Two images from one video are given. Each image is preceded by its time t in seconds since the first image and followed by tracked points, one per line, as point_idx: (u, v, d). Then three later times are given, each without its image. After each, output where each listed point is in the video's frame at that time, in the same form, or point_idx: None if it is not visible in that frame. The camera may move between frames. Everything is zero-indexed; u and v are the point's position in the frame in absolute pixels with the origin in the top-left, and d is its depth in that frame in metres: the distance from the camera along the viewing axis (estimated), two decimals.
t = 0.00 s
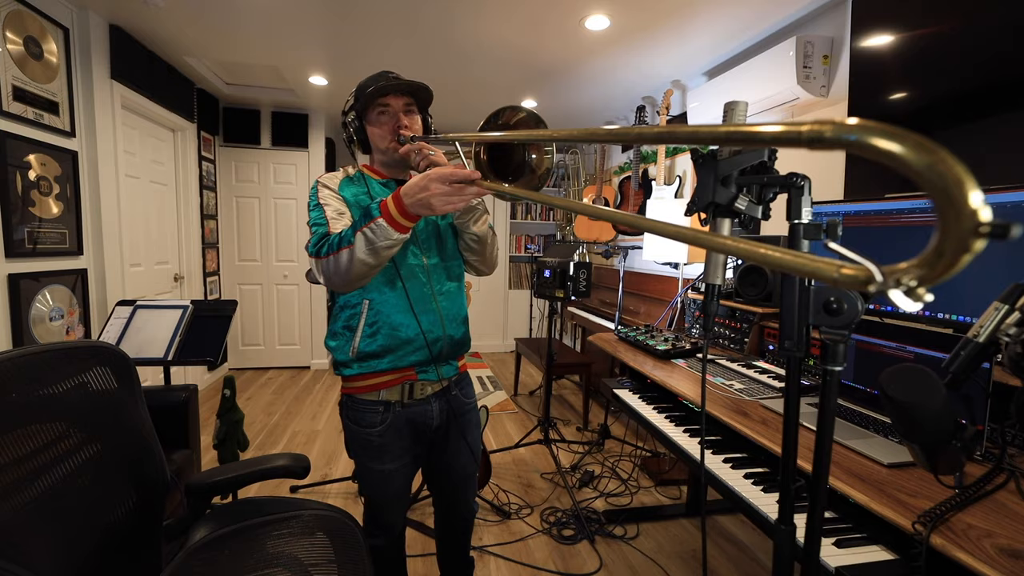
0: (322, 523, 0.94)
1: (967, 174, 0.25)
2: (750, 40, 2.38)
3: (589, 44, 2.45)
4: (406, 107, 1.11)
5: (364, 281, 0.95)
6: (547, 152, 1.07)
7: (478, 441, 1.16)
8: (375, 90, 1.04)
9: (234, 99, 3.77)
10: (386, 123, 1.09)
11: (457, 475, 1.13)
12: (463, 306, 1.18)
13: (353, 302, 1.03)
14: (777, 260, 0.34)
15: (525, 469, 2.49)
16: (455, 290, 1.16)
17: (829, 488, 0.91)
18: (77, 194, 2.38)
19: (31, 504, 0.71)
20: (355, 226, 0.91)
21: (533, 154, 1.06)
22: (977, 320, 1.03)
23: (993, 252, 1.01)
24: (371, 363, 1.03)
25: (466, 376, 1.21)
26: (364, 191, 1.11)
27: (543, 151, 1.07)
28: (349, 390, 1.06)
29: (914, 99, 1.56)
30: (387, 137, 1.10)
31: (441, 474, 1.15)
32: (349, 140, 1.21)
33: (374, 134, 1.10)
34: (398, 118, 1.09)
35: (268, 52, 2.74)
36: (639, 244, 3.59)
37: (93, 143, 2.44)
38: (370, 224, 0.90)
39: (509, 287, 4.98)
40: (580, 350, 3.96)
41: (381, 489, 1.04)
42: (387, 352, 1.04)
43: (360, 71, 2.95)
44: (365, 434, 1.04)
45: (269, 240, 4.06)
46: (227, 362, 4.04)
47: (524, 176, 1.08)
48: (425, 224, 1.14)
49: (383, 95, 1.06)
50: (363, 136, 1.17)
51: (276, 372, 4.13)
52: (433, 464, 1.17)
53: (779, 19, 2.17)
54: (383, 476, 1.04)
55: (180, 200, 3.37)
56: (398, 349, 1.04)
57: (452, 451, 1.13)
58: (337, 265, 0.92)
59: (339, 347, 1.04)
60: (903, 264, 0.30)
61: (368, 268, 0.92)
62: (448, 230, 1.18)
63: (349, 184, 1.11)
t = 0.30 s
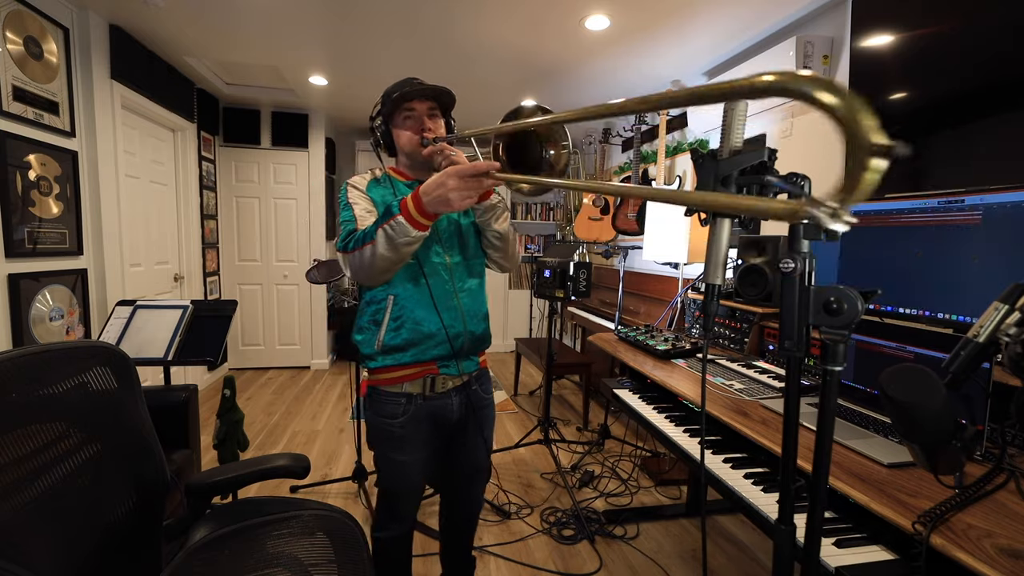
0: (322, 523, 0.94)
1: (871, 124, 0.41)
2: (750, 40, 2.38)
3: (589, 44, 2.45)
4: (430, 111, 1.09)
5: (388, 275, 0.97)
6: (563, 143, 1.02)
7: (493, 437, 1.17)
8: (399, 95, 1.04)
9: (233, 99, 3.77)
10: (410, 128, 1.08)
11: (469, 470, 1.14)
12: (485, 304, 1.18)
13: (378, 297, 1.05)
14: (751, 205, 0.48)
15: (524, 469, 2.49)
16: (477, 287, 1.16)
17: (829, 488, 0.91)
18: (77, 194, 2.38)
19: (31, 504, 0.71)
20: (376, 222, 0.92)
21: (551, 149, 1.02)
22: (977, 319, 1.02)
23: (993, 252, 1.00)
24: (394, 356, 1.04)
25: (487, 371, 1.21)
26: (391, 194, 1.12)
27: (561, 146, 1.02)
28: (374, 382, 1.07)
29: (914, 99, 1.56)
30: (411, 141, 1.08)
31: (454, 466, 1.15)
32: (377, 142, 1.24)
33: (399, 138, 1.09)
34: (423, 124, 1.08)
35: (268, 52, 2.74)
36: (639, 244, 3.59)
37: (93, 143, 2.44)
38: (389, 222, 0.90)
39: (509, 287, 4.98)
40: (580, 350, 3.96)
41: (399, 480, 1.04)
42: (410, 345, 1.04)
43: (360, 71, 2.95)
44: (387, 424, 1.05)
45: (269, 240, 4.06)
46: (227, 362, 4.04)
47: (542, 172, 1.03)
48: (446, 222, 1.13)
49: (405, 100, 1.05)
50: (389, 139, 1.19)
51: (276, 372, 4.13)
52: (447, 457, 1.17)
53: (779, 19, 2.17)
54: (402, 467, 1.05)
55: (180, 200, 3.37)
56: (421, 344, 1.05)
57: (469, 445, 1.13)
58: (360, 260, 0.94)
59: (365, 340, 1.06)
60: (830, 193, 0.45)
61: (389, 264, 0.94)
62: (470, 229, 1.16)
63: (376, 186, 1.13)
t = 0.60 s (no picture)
0: (321, 523, 0.94)
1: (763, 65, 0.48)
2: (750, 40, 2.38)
3: (589, 44, 2.45)
4: (451, 115, 1.11)
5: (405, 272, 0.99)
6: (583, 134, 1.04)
7: (503, 436, 1.17)
8: (421, 99, 1.06)
9: (233, 99, 3.77)
10: (432, 130, 1.10)
11: (479, 467, 1.14)
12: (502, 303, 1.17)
13: (397, 295, 1.07)
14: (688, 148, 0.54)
15: (524, 469, 2.49)
16: (494, 287, 1.15)
17: (829, 488, 0.91)
18: (77, 194, 2.38)
19: (31, 505, 0.71)
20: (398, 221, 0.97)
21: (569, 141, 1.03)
22: (977, 319, 1.02)
23: (994, 252, 1.00)
24: (410, 352, 1.06)
25: (503, 370, 1.20)
26: (412, 198, 1.12)
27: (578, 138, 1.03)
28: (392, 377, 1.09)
29: (914, 99, 1.56)
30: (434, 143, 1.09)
31: (463, 463, 1.15)
32: (399, 148, 1.24)
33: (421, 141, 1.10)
34: (444, 126, 1.10)
35: (268, 52, 2.74)
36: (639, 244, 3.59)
37: (93, 143, 2.44)
38: (410, 219, 0.95)
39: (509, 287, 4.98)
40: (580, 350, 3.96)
41: (412, 474, 1.04)
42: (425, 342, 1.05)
43: (360, 71, 2.95)
44: (402, 418, 1.05)
45: (269, 240, 4.06)
46: (227, 362, 4.04)
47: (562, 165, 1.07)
48: (465, 221, 1.14)
49: (427, 104, 1.07)
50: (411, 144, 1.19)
51: (276, 372, 4.13)
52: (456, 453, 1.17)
53: (779, 19, 2.17)
54: (415, 461, 1.04)
55: (180, 200, 3.37)
56: (437, 341, 1.05)
57: (479, 442, 1.14)
58: (381, 256, 0.98)
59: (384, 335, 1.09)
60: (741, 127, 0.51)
61: (406, 259, 0.97)
62: (488, 230, 1.17)
63: (398, 189, 1.14)
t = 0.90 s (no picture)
0: (321, 524, 0.94)
1: None
2: (750, 40, 2.38)
3: (589, 44, 2.45)
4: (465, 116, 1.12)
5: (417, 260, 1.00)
6: (586, 114, 1.10)
7: (509, 435, 1.17)
8: (435, 99, 1.08)
9: (233, 99, 3.77)
10: (446, 130, 1.11)
11: (485, 465, 1.14)
12: (512, 303, 1.17)
13: (408, 290, 1.08)
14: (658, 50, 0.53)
15: (524, 469, 2.49)
16: (504, 286, 1.15)
17: (829, 488, 0.91)
18: (77, 194, 2.38)
19: (31, 505, 0.71)
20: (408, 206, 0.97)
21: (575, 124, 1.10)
22: (977, 319, 1.02)
23: (994, 251, 1.00)
24: (417, 348, 1.06)
25: (513, 370, 1.20)
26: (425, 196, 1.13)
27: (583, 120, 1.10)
28: (402, 373, 1.09)
29: (914, 99, 1.56)
30: (446, 142, 1.10)
31: (468, 461, 1.15)
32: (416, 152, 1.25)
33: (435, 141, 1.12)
34: (458, 126, 1.11)
35: (268, 52, 2.74)
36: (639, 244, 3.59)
37: (94, 143, 2.44)
38: (420, 202, 0.96)
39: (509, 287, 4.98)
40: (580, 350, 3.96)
41: (417, 472, 1.04)
42: (432, 338, 1.05)
43: (360, 71, 2.95)
44: (409, 415, 1.05)
45: (269, 240, 4.06)
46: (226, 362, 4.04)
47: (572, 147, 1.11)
48: (477, 219, 1.15)
49: (442, 105, 1.09)
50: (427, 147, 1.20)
51: (276, 372, 4.13)
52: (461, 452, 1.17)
53: (779, 19, 2.17)
54: (421, 459, 1.04)
55: (180, 200, 3.37)
56: (445, 337, 1.06)
57: (485, 440, 1.14)
58: (392, 241, 0.99)
59: (394, 330, 1.09)
60: None
61: (417, 244, 0.97)
62: (500, 229, 1.17)
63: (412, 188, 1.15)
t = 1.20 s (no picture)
0: (321, 524, 0.94)
1: None
2: (750, 40, 2.38)
3: (589, 45, 2.45)
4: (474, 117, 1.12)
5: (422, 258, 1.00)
6: (590, 117, 1.09)
7: (508, 435, 1.17)
8: (443, 99, 1.09)
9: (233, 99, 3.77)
10: (453, 130, 1.11)
11: (483, 465, 1.14)
12: (512, 304, 1.17)
13: (409, 287, 1.08)
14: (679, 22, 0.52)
15: (524, 469, 2.49)
16: (505, 287, 1.15)
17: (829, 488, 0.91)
18: (77, 194, 2.38)
19: (31, 505, 0.71)
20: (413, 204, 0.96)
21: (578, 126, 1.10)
22: (977, 319, 1.02)
23: (994, 251, 1.00)
24: (416, 345, 1.06)
25: (512, 371, 1.19)
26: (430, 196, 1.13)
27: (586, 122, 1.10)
28: (401, 371, 1.09)
29: (914, 99, 1.56)
30: (452, 141, 1.10)
31: (467, 461, 1.15)
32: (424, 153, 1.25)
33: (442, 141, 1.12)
34: (464, 126, 1.11)
35: (268, 52, 2.74)
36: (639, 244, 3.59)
37: (93, 143, 2.44)
38: (424, 203, 0.94)
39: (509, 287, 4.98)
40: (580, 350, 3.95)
41: (415, 471, 1.04)
42: (431, 336, 1.06)
43: (360, 71, 2.95)
44: (407, 414, 1.05)
45: (269, 240, 4.06)
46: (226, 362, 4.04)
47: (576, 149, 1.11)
48: (481, 221, 1.15)
49: (451, 105, 1.10)
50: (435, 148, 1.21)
51: (276, 372, 4.13)
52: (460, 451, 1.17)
53: (779, 19, 2.17)
54: (419, 459, 1.04)
55: (180, 200, 3.37)
56: (444, 336, 1.06)
57: (484, 440, 1.14)
58: (396, 241, 0.99)
59: (394, 326, 1.10)
60: None
61: (421, 244, 0.97)
62: (504, 231, 1.18)
63: (416, 187, 1.14)
